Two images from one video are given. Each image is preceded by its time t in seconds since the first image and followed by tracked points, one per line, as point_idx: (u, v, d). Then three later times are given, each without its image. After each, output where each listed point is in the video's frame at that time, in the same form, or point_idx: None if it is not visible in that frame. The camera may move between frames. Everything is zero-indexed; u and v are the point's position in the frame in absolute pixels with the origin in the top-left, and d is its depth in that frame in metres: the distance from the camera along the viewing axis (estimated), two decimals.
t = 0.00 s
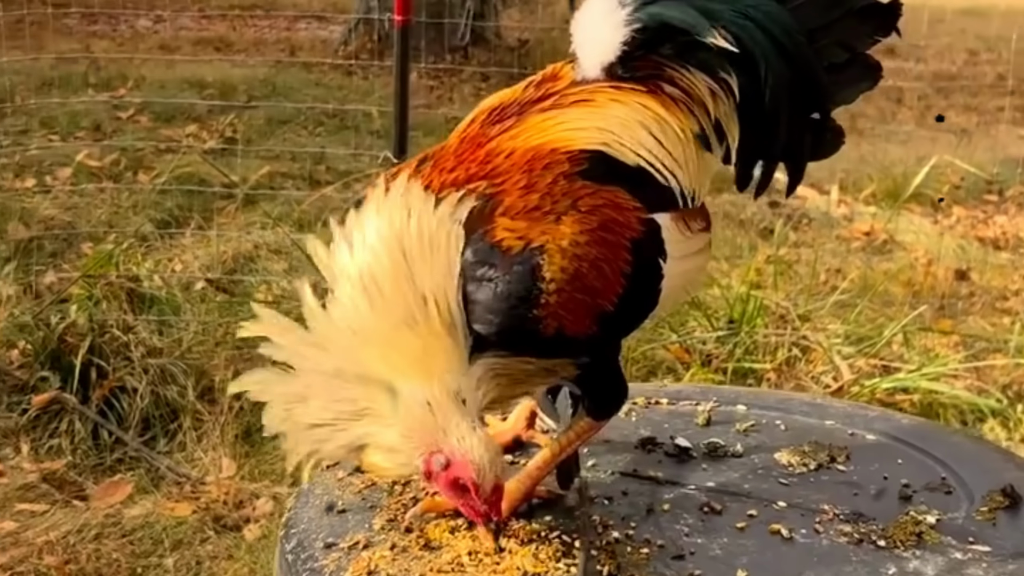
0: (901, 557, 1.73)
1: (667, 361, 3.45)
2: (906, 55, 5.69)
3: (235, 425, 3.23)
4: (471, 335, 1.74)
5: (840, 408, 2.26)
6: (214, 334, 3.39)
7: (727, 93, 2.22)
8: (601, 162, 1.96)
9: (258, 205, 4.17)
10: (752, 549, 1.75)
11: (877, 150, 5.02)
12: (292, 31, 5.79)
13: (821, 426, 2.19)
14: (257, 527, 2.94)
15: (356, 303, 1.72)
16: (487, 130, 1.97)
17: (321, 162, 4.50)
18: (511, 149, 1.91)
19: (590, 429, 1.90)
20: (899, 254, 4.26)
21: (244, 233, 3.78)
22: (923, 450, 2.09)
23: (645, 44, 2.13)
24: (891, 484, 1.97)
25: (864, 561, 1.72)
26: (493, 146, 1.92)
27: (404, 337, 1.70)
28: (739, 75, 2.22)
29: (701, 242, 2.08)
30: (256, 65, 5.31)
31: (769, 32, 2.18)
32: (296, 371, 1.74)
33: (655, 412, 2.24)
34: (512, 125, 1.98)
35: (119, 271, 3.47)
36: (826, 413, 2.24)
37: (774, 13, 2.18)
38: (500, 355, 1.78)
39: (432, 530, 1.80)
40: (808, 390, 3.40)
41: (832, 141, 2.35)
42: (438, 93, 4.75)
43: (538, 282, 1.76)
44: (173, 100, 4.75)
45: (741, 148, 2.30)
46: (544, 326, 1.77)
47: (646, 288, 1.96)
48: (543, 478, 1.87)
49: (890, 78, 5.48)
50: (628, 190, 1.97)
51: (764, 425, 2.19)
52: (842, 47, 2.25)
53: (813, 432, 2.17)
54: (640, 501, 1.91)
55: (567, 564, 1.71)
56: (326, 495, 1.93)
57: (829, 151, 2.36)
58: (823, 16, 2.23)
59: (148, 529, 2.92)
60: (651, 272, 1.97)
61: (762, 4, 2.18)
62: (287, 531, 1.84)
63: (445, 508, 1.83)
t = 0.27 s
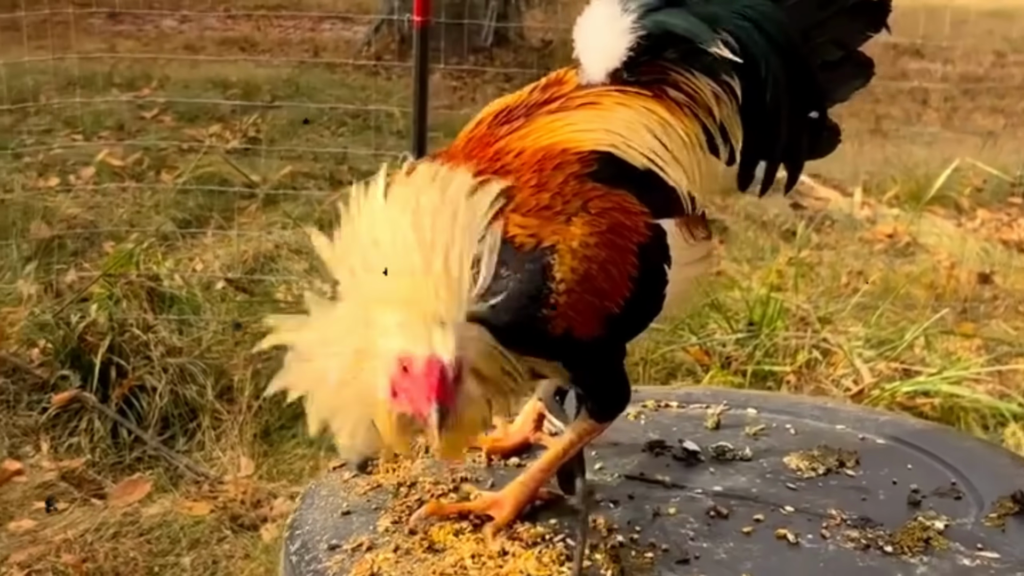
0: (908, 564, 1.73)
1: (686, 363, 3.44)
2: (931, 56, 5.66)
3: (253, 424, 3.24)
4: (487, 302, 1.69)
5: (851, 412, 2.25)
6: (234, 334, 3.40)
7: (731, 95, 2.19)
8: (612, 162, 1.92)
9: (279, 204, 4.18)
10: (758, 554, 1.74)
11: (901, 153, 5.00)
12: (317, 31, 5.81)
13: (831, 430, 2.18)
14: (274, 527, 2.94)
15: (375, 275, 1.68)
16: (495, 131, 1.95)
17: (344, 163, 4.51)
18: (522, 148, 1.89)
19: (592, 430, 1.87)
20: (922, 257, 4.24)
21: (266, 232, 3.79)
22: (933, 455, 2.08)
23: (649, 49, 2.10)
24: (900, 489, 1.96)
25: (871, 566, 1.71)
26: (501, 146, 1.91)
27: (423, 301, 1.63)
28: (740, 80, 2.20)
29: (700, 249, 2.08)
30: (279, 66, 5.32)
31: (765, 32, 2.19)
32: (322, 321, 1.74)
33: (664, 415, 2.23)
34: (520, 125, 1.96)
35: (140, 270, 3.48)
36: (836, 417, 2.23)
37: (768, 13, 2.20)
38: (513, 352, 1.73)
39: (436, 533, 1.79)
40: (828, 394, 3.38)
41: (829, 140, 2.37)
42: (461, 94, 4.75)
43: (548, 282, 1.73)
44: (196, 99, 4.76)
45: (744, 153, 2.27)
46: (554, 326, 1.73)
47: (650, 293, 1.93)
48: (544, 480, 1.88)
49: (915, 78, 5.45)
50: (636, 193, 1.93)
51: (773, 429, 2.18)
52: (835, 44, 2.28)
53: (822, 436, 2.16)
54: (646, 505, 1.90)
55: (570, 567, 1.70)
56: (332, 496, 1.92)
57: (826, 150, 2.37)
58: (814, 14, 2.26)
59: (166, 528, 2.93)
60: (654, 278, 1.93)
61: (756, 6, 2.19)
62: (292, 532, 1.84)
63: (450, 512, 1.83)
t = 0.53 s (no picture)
0: (913, 567, 1.72)
1: (699, 364, 3.45)
2: (949, 58, 5.64)
3: (266, 424, 3.25)
4: (483, 251, 1.70)
5: (858, 414, 2.24)
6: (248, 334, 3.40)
7: (731, 98, 2.18)
8: (619, 161, 1.91)
9: (295, 204, 4.19)
10: (761, 557, 1.74)
11: (918, 155, 4.98)
12: (333, 31, 5.82)
13: (838, 432, 2.17)
14: (286, 527, 2.94)
15: (377, 219, 1.73)
16: (501, 129, 1.95)
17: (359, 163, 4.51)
18: (529, 142, 1.90)
19: (592, 431, 1.88)
20: (938, 259, 4.22)
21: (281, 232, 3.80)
22: (940, 458, 2.07)
23: (651, 51, 2.08)
24: (906, 492, 1.96)
25: (876, 570, 1.71)
26: (510, 141, 1.91)
27: (415, 227, 1.67)
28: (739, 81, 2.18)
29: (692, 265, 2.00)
30: (295, 66, 5.33)
31: (762, 34, 2.16)
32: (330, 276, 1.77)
33: (670, 416, 2.23)
34: (526, 123, 1.96)
35: (154, 269, 3.48)
36: (843, 419, 2.22)
37: (764, 16, 2.17)
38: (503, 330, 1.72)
39: (440, 534, 1.80)
40: (842, 396, 3.36)
41: (829, 137, 2.34)
42: (477, 95, 4.75)
43: (554, 273, 1.73)
44: (212, 99, 4.76)
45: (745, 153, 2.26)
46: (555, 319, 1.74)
47: (648, 300, 1.90)
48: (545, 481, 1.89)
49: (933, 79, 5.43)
50: (640, 195, 1.90)
51: (780, 430, 2.18)
52: (831, 44, 2.24)
53: (830, 438, 2.15)
54: (650, 506, 1.90)
55: (571, 569, 1.71)
56: (336, 496, 1.93)
57: (826, 146, 2.34)
58: (809, 13, 2.22)
59: (178, 527, 2.93)
60: (652, 282, 1.88)
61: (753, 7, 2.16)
62: (295, 532, 1.85)
63: (453, 513, 1.84)
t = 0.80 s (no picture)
0: (918, 571, 1.71)
1: (719, 366, 3.45)
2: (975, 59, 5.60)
3: (285, 423, 3.25)
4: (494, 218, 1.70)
5: (867, 418, 2.24)
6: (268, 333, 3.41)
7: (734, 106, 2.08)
8: (626, 165, 1.86)
9: (317, 204, 4.19)
10: (764, 559, 1.73)
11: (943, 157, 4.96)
12: (358, 32, 5.83)
13: (847, 436, 2.16)
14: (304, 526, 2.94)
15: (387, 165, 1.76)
16: (508, 125, 1.90)
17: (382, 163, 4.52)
18: (537, 138, 1.85)
19: (595, 429, 1.84)
20: (961, 262, 4.19)
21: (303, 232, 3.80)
22: (949, 462, 2.06)
23: (654, 57, 1.99)
24: (913, 496, 1.94)
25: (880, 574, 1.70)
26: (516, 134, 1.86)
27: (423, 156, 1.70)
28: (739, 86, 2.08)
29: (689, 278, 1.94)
30: (320, 66, 5.34)
31: (759, 39, 2.06)
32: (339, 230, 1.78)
33: (678, 419, 2.22)
34: (532, 122, 1.90)
35: (175, 268, 3.49)
36: (852, 423, 2.22)
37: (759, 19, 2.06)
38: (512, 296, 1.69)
39: (443, 534, 1.80)
40: (862, 399, 3.34)
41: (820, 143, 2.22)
42: (501, 95, 4.75)
43: (562, 267, 1.70)
44: (237, 100, 4.76)
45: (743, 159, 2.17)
46: (562, 312, 1.72)
47: (647, 311, 1.85)
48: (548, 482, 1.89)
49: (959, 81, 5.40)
50: (644, 201, 1.86)
51: (789, 433, 2.17)
52: (823, 48, 2.12)
53: (838, 442, 2.14)
54: (655, 508, 1.89)
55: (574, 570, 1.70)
56: (341, 496, 1.94)
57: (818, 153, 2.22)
58: (801, 17, 2.10)
59: (196, 525, 2.94)
60: (652, 293, 1.84)
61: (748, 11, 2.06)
62: (300, 532, 1.86)
63: (456, 514, 1.84)
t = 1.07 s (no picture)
0: (919, 572, 1.71)
1: (732, 367, 3.44)
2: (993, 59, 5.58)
3: (297, 422, 3.26)
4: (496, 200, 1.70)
5: (872, 419, 2.24)
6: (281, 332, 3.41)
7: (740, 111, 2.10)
8: (631, 170, 1.87)
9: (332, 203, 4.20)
10: (766, 560, 1.73)
11: (959, 159, 4.95)
12: (375, 32, 5.85)
13: (852, 437, 2.16)
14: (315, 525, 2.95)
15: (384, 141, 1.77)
16: (516, 121, 1.90)
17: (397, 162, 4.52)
18: (548, 133, 1.85)
19: (598, 430, 1.86)
20: (977, 263, 4.18)
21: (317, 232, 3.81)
22: (954, 463, 2.06)
23: (661, 60, 2.01)
24: (916, 497, 1.94)
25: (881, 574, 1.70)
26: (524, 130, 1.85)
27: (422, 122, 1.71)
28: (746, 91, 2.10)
29: (682, 288, 1.95)
30: (336, 66, 5.36)
31: (764, 43, 2.08)
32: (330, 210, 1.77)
33: (683, 418, 2.23)
34: (539, 122, 1.90)
35: (189, 267, 3.50)
36: (857, 424, 2.22)
37: (765, 23, 2.08)
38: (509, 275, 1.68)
39: (445, 534, 1.80)
40: (875, 400, 3.33)
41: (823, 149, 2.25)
42: (517, 95, 4.75)
43: (566, 274, 1.70)
44: (253, 100, 4.73)
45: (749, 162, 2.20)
46: (563, 316, 1.71)
47: (647, 319, 1.85)
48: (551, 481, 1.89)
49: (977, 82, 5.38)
50: (649, 209, 1.87)
51: (793, 434, 2.17)
52: (826, 52, 2.15)
53: (843, 443, 2.14)
54: (658, 508, 1.89)
55: (575, 570, 1.71)
56: (344, 494, 1.94)
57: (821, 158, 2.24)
58: (804, 21, 2.12)
59: (209, 524, 2.95)
60: (653, 304, 1.84)
61: (754, 15, 2.07)
62: (303, 530, 1.86)
63: (459, 514, 1.84)
